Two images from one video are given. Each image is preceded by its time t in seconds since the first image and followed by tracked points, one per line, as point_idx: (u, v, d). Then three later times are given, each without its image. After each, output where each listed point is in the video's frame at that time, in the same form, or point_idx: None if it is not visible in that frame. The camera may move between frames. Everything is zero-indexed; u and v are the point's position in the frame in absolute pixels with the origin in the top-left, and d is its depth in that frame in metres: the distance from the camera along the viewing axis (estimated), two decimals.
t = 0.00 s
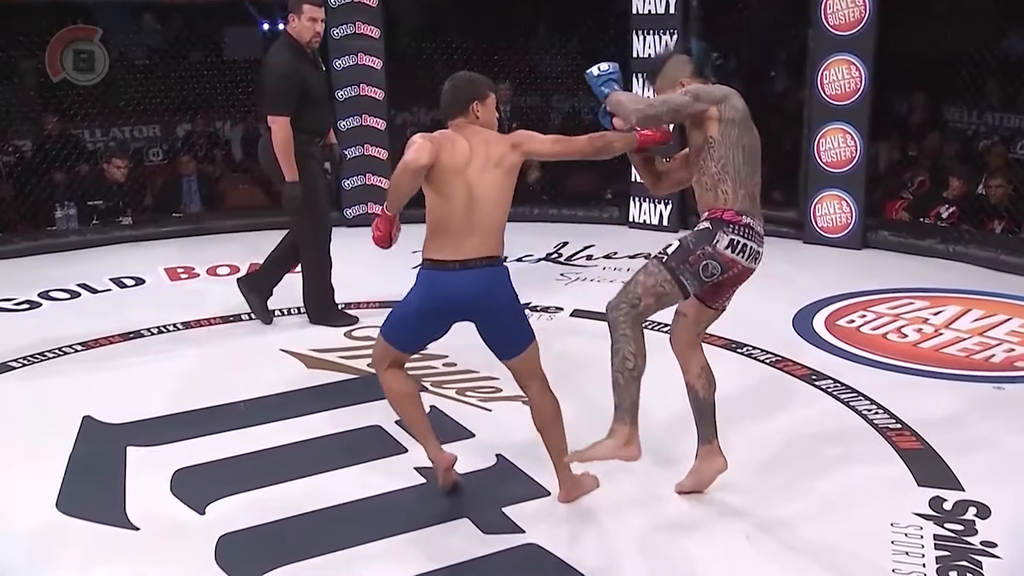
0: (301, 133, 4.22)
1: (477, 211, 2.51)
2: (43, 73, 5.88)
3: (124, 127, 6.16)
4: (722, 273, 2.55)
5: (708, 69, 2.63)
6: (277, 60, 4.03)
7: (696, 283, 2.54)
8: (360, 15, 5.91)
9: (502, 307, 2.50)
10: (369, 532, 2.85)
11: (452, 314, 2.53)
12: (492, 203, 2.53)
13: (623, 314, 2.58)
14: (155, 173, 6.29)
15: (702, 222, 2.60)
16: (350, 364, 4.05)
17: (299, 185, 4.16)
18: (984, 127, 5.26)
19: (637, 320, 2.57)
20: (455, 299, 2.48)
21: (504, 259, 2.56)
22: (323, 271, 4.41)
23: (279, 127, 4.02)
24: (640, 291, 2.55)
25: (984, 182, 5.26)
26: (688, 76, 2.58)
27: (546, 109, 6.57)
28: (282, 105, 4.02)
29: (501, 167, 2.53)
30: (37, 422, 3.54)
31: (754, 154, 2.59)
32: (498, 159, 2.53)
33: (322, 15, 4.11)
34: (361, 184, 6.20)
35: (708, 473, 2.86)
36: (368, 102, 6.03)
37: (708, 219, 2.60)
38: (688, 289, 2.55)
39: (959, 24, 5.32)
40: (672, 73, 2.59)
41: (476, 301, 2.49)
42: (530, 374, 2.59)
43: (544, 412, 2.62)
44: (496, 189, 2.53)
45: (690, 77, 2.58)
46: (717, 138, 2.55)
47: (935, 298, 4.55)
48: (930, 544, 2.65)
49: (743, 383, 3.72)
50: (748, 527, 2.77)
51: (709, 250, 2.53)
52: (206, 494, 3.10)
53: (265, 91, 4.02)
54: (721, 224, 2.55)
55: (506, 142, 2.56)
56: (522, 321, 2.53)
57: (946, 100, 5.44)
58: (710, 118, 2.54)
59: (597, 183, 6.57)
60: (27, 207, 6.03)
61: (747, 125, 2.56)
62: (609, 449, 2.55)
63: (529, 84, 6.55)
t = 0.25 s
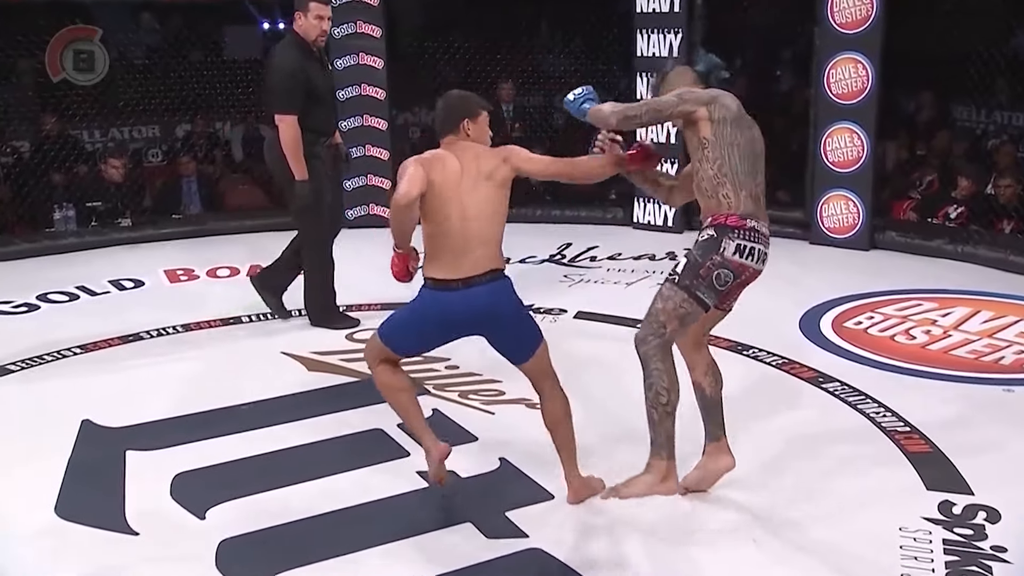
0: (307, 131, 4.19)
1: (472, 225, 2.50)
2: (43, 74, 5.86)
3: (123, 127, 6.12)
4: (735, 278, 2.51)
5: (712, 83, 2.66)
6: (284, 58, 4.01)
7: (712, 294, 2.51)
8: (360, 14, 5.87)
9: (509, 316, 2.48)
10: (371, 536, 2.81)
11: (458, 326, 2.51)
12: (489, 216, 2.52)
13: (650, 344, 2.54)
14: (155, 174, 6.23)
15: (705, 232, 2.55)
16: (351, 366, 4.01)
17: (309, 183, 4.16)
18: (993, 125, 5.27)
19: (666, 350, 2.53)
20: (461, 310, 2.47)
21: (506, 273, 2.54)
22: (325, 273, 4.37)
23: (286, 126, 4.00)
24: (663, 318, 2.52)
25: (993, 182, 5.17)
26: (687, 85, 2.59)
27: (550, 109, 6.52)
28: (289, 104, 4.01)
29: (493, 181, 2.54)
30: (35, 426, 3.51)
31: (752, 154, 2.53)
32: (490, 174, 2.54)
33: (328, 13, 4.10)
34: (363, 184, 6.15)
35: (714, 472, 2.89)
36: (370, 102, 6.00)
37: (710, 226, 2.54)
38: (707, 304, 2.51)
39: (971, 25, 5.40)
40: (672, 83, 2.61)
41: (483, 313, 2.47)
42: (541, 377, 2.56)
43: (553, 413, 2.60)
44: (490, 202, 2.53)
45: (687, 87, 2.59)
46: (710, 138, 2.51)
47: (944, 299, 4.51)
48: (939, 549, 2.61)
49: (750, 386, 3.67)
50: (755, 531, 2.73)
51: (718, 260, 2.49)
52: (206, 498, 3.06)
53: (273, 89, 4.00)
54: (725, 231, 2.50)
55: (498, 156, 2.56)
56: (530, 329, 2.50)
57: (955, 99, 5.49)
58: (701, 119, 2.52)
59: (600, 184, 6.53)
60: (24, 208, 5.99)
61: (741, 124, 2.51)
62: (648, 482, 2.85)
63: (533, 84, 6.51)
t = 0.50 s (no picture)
0: (317, 130, 4.17)
1: (464, 234, 2.45)
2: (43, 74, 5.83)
3: (123, 127, 6.09)
4: (747, 287, 2.43)
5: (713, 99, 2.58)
6: (291, 55, 3.97)
7: (730, 308, 2.42)
8: (363, 13, 5.82)
9: (515, 325, 2.44)
10: (372, 542, 2.76)
11: (463, 338, 2.47)
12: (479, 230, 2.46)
13: (687, 374, 2.44)
14: (155, 174, 6.20)
15: (705, 247, 2.46)
16: (353, 369, 3.96)
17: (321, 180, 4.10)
18: (1004, 125, 5.24)
19: (703, 378, 2.43)
20: (468, 319, 2.43)
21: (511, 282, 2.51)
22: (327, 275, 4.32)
23: (295, 123, 3.96)
24: (693, 346, 2.42)
25: (1005, 183, 5.13)
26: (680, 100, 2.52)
27: (553, 109, 6.49)
28: (298, 101, 3.97)
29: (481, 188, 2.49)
30: (32, 430, 3.46)
31: (750, 161, 2.45)
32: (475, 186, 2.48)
33: (336, 10, 4.05)
34: (367, 185, 6.06)
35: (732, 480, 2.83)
36: (372, 102, 5.96)
37: (710, 240, 2.46)
38: (731, 321, 2.43)
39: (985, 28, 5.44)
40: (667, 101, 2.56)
41: (489, 324, 2.44)
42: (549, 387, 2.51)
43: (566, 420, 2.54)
44: (480, 210, 2.48)
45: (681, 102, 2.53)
46: (705, 147, 2.44)
47: (953, 302, 4.46)
48: (949, 555, 2.56)
49: (756, 389, 3.63)
50: (763, 537, 2.68)
51: (726, 274, 2.41)
52: (206, 503, 3.02)
53: (281, 86, 3.96)
54: (725, 243, 2.42)
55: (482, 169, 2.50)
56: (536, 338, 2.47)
57: (965, 99, 5.50)
58: (693, 129, 2.45)
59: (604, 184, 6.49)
60: (23, 210, 5.95)
61: (736, 130, 2.43)
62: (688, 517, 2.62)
63: (537, 83, 6.45)
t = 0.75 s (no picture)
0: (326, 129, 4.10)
1: (437, 237, 2.41)
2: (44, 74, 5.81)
3: (120, 129, 6.03)
4: (758, 305, 2.30)
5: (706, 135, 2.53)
6: (298, 54, 3.92)
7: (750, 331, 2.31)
8: (365, 13, 5.76)
9: (512, 323, 2.38)
10: (373, 552, 2.70)
11: (456, 339, 2.41)
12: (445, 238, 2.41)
13: (738, 407, 2.34)
14: (153, 176, 6.17)
15: (704, 276, 2.35)
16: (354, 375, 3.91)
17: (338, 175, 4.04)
18: (1016, 126, 5.19)
19: (754, 406, 2.33)
20: (464, 319, 2.37)
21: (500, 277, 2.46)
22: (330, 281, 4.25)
23: (304, 120, 3.91)
24: (732, 374, 2.32)
25: (1017, 185, 5.07)
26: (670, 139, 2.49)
27: (557, 110, 6.42)
28: (307, 99, 3.92)
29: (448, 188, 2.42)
30: (27, 436, 3.40)
31: (740, 183, 2.35)
32: (438, 193, 2.42)
33: (344, 8, 4.01)
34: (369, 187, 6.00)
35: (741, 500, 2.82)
36: (374, 103, 5.91)
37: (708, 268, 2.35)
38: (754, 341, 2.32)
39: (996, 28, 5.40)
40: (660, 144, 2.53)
41: (481, 327, 2.38)
42: (550, 386, 2.46)
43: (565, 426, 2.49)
44: (447, 213, 2.41)
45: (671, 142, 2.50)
46: (691, 175, 2.38)
47: (965, 307, 4.39)
48: (962, 565, 2.50)
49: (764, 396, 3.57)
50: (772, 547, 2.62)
51: (730, 298, 2.29)
52: (204, 511, 2.96)
53: (290, 84, 3.92)
54: (722, 268, 2.31)
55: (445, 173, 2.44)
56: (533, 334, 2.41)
57: (976, 100, 5.46)
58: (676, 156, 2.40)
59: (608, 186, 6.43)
60: (19, 213, 5.89)
61: (719, 153, 2.37)
62: (743, 541, 2.52)
63: (541, 83, 6.39)
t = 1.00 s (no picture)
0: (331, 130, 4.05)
1: (399, 233, 2.37)
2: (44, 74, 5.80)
3: (116, 131, 6.00)
4: (759, 322, 2.27)
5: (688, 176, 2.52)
6: (301, 55, 3.87)
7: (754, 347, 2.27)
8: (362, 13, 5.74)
9: (473, 314, 2.36)
10: (372, 560, 2.65)
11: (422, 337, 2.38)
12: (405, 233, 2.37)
13: (747, 420, 2.26)
14: (148, 178, 6.12)
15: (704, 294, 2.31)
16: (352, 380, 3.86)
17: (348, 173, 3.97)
18: None
19: (763, 416, 2.25)
20: (426, 316, 2.34)
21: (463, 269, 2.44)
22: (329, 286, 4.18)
23: (308, 121, 3.88)
24: (738, 388, 2.26)
25: None
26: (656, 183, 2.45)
27: (558, 111, 6.37)
28: (310, 99, 3.88)
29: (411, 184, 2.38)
30: (19, 444, 3.36)
31: (732, 206, 2.34)
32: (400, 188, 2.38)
33: (348, 7, 3.94)
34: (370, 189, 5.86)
35: (738, 510, 2.75)
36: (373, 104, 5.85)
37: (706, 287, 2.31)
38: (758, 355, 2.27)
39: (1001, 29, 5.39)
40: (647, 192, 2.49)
41: (447, 319, 2.35)
42: (520, 377, 2.43)
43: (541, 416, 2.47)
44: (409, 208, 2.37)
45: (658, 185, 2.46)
46: (683, 210, 2.34)
47: (974, 310, 4.34)
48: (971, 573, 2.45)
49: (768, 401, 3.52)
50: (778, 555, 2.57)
51: (730, 316, 2.26)
52: (200, 519, 2.90)
53: (293, 84, 3.88)
54: (719, 286, 2.27)
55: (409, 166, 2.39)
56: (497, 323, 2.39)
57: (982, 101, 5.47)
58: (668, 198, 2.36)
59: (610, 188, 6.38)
60: (14, 217, 5.84)
61: (707, 181, 2.35)
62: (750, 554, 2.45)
63: (541, 83, 6.34)
